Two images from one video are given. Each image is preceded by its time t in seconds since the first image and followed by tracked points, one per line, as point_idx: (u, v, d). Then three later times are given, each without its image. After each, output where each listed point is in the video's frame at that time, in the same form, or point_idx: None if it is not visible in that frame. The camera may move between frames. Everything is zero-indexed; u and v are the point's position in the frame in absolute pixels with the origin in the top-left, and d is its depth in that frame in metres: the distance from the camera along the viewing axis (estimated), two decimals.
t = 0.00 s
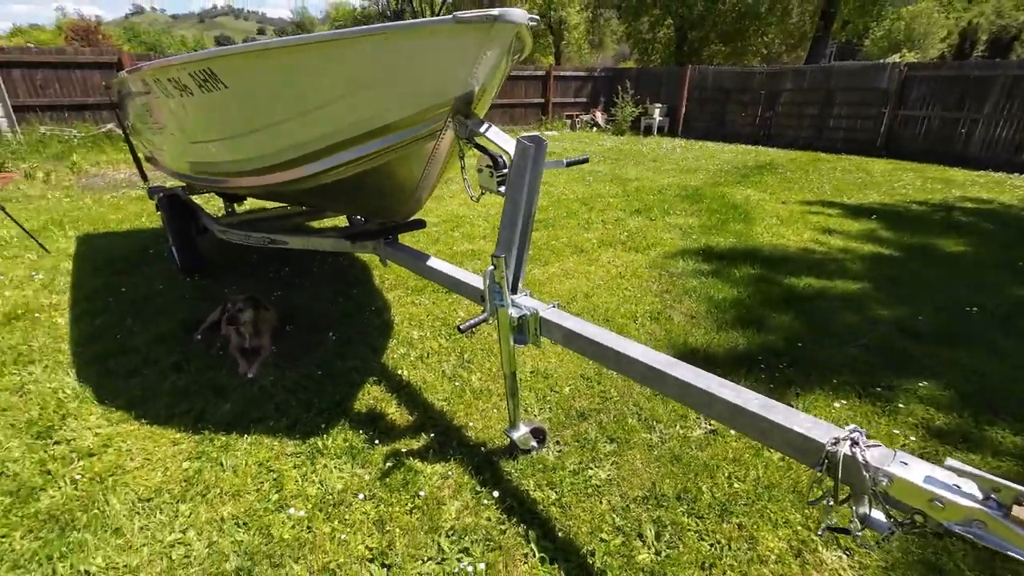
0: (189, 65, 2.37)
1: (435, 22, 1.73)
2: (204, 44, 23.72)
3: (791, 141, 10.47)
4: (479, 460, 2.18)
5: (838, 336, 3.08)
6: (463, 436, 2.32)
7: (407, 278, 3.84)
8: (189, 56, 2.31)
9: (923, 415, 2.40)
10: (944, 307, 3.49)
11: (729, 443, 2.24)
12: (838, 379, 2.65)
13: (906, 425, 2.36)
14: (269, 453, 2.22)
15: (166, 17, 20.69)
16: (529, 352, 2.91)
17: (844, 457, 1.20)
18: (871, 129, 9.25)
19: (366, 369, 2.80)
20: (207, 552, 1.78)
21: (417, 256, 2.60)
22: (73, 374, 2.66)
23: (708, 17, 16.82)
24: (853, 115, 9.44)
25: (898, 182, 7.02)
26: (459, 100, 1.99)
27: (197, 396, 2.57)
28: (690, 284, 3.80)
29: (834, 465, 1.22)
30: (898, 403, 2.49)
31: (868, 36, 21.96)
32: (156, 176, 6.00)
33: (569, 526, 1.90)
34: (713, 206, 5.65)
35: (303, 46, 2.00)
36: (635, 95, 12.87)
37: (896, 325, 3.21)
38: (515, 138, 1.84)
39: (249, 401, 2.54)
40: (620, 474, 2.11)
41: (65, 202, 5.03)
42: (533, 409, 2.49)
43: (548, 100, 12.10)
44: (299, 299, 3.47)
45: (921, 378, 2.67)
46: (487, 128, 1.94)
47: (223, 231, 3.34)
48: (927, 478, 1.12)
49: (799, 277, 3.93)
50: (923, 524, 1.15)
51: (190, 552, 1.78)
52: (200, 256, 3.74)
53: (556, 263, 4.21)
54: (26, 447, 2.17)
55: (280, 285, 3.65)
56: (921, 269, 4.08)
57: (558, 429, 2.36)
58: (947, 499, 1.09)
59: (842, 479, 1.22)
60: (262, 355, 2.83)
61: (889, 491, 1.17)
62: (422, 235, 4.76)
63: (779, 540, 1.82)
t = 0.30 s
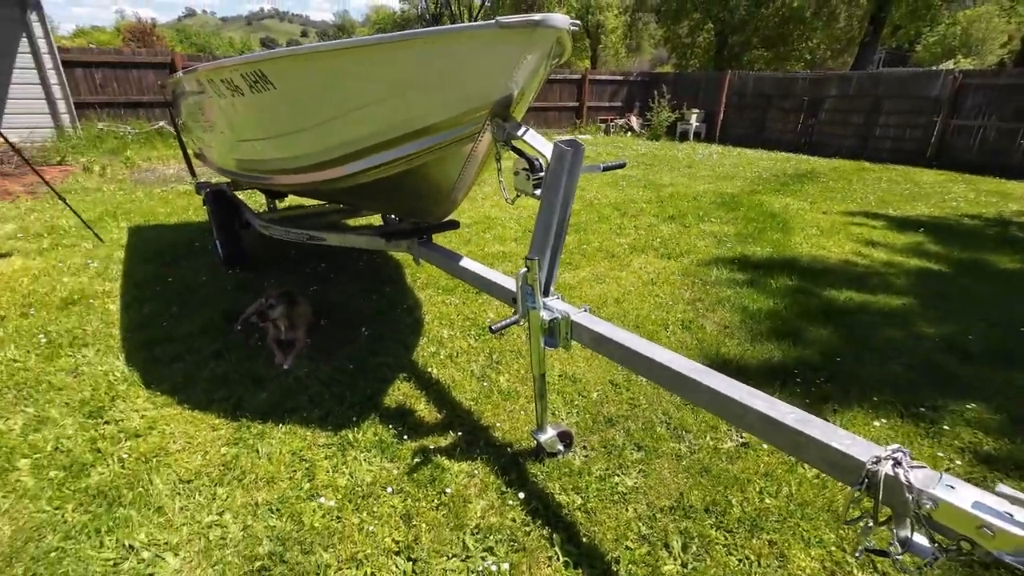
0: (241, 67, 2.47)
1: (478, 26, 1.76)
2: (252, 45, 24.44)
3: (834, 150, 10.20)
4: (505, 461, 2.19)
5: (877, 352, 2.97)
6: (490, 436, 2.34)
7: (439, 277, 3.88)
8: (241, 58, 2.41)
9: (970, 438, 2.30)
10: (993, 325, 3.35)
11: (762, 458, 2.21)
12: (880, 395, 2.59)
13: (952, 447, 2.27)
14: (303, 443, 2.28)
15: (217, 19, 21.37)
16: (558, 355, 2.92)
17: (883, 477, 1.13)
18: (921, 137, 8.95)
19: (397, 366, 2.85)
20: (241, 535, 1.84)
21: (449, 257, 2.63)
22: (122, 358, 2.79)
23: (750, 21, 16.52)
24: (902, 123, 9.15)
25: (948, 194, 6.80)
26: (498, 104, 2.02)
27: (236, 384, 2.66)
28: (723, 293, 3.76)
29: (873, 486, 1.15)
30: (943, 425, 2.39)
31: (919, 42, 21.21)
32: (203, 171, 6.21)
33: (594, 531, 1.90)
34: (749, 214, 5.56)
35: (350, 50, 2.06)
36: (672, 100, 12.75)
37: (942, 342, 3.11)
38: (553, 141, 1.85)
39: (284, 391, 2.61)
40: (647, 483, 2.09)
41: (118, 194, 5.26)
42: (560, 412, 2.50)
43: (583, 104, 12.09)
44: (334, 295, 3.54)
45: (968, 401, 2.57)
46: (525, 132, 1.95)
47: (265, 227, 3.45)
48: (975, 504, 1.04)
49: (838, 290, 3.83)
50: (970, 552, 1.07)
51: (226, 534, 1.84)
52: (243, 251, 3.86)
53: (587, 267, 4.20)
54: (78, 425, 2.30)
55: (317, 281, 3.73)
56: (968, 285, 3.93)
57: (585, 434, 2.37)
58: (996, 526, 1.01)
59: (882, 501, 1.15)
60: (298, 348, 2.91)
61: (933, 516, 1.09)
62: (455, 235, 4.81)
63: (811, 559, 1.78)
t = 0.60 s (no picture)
0: (276, 70, 2.49)
1: (517, 31, 1.74)
2: (279, 48, 24.76)
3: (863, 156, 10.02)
4: (532, 469, 2.16)
5: (915, 368, 2.89)
6: (516, 443, 2.31)
7: (462, 279, 3.86)
8: (277, 61, 2.42)
9: (1016, 460, 2.21)
10: None
11: (795, 475, 2.15)
12: (917, 415, 2.51)
13: (996, 469, 2.19)
14: (330, 444, 2.28)
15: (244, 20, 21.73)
16: (584, 362, 2.88)
17: (942, 505, 1.09)
18: (955, 145, 8.74)
19: (422, 369, 2.83)
20: (270, 536, 1.85)
21: (477, 260, 2.62)
22: (154, 354, 2.84)
23: (777, 24, 16.29)
24: (935, 129, 8.95)
25: (984, 204, 6.63)
26: (533, 108, 2.00)
27: (264, 383, 2.68)
28: (752, 302, 3.68)
29: (930, 513, 1.10)
30: (987, 445, 2.31)
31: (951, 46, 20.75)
32: (232, 171, 6.28)
33: (624, 545, 1.85)
34: (776, 221, 5.46)
35: (385, 54, 2.06)
36: (696, 104, 12.63)
37: (983, 358, 3.00)
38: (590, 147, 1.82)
39: (310, 392, 2.62)
40: (677, 497, 2.05)
41: (149, 192, 5.34)
42: (587, 421, 2.46)
43: (606, 108, 12.03)
44: (358, 296, 3.54)
45: (1013, 420, 2.47)
46: (560, 137, 1.93)
47: (292, 227, 3.46)
48: None
49: (871, 301, 3.74)
50: None
51: (255, 534, 1.85)
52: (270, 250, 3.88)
53: (612, 272, 4.16)
54: (113, 420, 2.34)
55: (342, 281, 3.74)
56: (1008, 299, 3.80)
57: (613, 444, 2.32)
58: None
59: (941, 529, 1.10)
60: (324, 349, 2.91)
61: (998, 549, 1.03)
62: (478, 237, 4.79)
63: None
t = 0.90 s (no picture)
0: (303, 74, 2.44)
1: (561, 33, 1.68)
2: (286, 49, 24.74)
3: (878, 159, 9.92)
4: (565, 485, 2.09)
5: (951, 380, 2.81)
6: (547, 457, 2.25)
7: (481, 285, 3.80)
8: (305, 65, 2.37)
9: None
10: None
11: (838, 494, 2.09)
12: (960, 430, 2.43)
13: None
14: (357, 456, 2.22)
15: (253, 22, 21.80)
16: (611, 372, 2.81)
17: None
18: (973, 149, 8.66)
19: (446, 377, 2.77)
20: (301, 553, 1.79)
21: (505, 268, 2.55)
22: (174, 361, 2.81)
23: (788, 26, 16.19)
24: (953, 132, 8.86)
25: (1005, 209, 6.53)
26: (572, 112, 1.94)
27: (286, 391, 2.62)
28: (778, 309, 3.61)
29: None
30: None
31: (964, 48, 20.58)
32: (244, 172, 6.24)
33: (667, 567, 1.79)
34: (796, 226, 5.38)
35: (419, 57, 2.00)
36: (707, 106, 12.57)
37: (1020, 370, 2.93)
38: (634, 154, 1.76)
39: (333, 401, 2.56)
40: (718, 516, 1.98)
41: (162, 194, 5.30)
42: (618, 433, 2.39)
43: (616, 110, 11.99)
44: (377, 300, 3.48)
45: None
46: (602, 142, 1.88)
47: (312, 230, 3.41)
48: None
49: (899, 310, 3.66)
50: None
51: (285, 551, 1.80)
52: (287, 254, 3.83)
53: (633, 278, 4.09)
54: (135, 429, 2.31)
55: (360, 286, 3.68)
56: None
57: (647, 458, 2.26)
58: None
59: None
60: (345, 356, 2.86)
61: None
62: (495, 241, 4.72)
63: None
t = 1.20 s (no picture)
0: (323, 80, 2.39)
1: (603, 38, 1.64)
2: (278, 50, 24.51)
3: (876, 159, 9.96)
4: (598, 498, 2.05)
5: (973, 387, 2.80)
6: (577, 469, 2.20)
7: (494, 291, 3.74)
8: (326, 71, 2.32)
9: None
10: None
11: (873, 505, 2.06)
12: (989, 438, 2.42)
13: None
14: (382, 471, 2.16)
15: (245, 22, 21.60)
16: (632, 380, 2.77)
17: None
18: (971, 149, 8.69)
19: (467, 386, 2.71)
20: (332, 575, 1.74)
21: (528, 275, 2.51)
22: (187, 372, 2.74)
23: (782, 27, 16.27)
24: (950, 133, 8.89)
25: (1007, 210, 6.57)
26: (606, 119, 1.89)
27: (304, 402, 2.56)
28: (793, 313, 3.59)
29: None
30: None
31: (954, 49, 20.78)
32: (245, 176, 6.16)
33: None
34: (803, 228, 5.37)
35: (449, 63, 1.96)
36: (703, 108, 12.62)
37: None
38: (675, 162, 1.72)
39: (353, 412, 2.50)
40: (755, 529, 1.95)
41: (162, 199, 5.21)
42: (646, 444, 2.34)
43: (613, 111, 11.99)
44: (390, 307, 3.42)
45: None
46: (637, 150, 1.83)
47: (323, 238, 3.33)
48: None
49: (914, 314, 3.65)
50: None
51: (315, 573, 1.74)
52: (296, 260, 3.77)
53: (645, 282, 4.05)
54: (151, 445, 2.25)
55: (371, 292, 3.62)
56: None
57: (678, 470, 2.22)
58: None
59: None
60: (362, 365, 2.80)
61: None
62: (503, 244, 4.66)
63: None
